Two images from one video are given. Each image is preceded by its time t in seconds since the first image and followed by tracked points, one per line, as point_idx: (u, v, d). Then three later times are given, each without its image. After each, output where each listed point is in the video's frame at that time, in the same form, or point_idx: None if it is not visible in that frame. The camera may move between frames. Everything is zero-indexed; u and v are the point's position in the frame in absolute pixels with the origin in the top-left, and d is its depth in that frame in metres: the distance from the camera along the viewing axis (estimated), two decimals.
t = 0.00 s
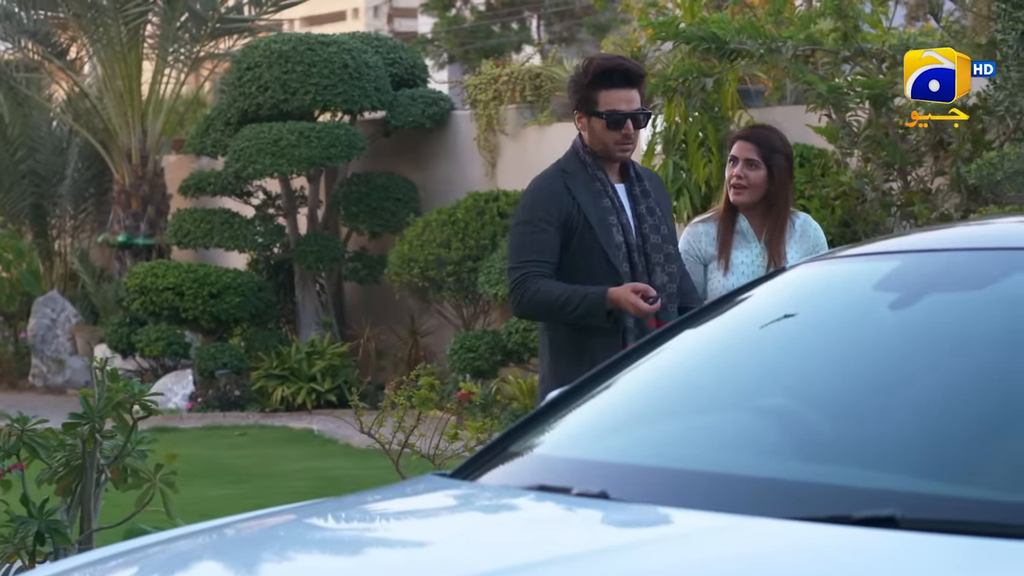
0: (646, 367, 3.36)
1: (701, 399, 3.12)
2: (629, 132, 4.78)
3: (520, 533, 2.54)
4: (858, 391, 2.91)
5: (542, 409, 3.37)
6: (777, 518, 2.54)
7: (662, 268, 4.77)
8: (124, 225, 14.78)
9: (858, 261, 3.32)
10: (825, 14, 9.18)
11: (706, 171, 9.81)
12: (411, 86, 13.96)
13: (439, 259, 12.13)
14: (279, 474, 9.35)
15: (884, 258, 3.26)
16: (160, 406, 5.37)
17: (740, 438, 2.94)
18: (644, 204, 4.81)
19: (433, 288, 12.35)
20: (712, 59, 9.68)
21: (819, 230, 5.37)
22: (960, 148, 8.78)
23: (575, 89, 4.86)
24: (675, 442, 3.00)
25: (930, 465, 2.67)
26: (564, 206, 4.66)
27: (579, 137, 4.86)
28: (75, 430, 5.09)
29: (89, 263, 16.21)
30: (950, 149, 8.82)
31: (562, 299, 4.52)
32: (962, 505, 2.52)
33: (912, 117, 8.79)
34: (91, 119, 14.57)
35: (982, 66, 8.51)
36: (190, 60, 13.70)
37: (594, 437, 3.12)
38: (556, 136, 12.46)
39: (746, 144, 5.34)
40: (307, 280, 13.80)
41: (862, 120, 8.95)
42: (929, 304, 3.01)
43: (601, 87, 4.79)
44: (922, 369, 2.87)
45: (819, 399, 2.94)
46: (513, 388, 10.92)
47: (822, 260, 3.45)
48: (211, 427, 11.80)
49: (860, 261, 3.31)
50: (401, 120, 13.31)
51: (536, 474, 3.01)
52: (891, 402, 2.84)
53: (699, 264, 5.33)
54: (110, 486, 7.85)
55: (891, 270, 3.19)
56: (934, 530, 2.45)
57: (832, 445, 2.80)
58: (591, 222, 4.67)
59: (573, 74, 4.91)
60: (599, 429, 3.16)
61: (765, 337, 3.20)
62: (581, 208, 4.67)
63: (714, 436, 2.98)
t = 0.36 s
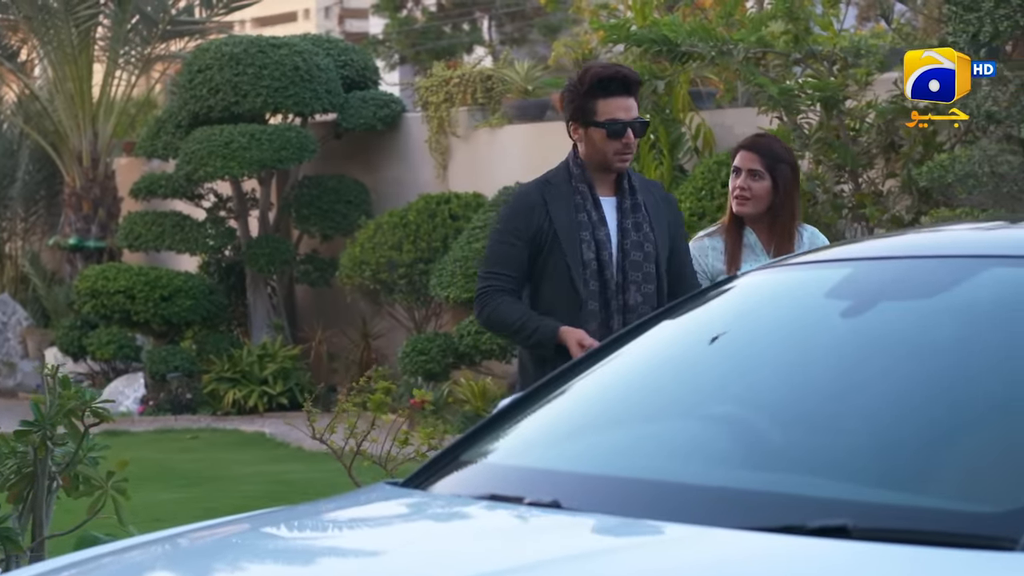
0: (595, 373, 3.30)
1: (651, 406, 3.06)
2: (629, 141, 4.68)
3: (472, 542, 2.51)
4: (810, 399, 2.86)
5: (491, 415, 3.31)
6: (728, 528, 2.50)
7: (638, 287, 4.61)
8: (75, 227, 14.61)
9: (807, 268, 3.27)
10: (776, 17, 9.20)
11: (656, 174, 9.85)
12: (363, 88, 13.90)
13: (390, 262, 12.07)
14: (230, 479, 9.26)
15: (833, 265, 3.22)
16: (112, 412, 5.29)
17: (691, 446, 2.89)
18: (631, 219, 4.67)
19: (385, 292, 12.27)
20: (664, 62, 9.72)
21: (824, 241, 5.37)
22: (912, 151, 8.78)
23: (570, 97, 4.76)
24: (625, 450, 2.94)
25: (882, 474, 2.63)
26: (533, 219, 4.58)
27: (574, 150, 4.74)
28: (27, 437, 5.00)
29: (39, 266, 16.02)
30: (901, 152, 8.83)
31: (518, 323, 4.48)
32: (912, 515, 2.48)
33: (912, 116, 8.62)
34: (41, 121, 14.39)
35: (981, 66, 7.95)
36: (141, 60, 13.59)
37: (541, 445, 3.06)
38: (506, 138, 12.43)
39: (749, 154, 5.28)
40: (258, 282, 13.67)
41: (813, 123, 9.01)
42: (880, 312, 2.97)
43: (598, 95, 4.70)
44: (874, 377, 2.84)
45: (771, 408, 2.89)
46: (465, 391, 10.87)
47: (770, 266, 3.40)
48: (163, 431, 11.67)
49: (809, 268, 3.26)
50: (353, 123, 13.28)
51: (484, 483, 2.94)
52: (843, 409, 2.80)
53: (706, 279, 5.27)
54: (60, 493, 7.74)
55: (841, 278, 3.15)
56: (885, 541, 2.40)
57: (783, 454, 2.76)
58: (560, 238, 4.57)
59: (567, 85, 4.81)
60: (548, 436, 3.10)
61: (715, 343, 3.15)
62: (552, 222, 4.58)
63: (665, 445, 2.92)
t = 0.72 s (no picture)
0: (545, 380, 3.24)
1: (599, 413, 3.01)
2: (615, 132, 4.61)
3: (423, 551, 2.46)
4: (759, 407, 2.81)
5: (442, 422, 3.26)
6: (674, 537, 2.44)
7: (611, 282, 4.53)
8: (24, 231, 14.43)
9: (756, 275, 3.22)
10: (726, 20, 9.18)
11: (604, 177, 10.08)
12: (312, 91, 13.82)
13: (340, 265, 11.98)
14: (179, 483, 9.14)
15: (782, 272, 3.17)
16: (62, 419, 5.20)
17: (638, 453, 2.83)
18: (609, 213, 4.58)
19: (335, 294, 12.21)
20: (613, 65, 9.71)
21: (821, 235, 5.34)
22: (862, 153, 8.77)
23: (558, 87, 4.73)
24: (576, 457, 2.88)
25: (831, 480, 2.56)
26: (510, 208, 4.53)
27: (560, 139, 4.69)
28: None
29: None
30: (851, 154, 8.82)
31: (486, 308, 4.43)
32: (859, 522, 2.41)
33: (912, 115, 8.22)
34: None
35: (981, 66, 7.78)
36: (91, 63, 13.45)
37: (489, 453, 3.00)
38: (457, 142, 12.37)
39: (745, 148, 5.24)
40: (207, 285, 13.54)
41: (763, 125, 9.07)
42: (830, 320, 2.92)
43: (586, 83, 4.67)
44: (823, 384, 2.78)
45: (723, 415, 2.83)
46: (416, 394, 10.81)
47: (722, 274, 3.35)
48: (113, 436, 11.52)
49: (757, 275, 3.21)
50: (304, 126, 13.21)
51: (434, 493, 2.88)
52: (792, 416, 2.74)
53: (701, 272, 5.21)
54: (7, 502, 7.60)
55: (791, 285, 3.09)
56: (838, 549, 2.33)
57: (730, 462, 2.70)
58: (534, 228, 4.51)
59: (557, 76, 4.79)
60: (495, 444, 3.04)
61: (664, 350, 3.10)
62: (528, 211, 4.52)
63: (615, 452, 2.86)
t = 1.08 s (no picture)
0: (502, 389, 3.18)
1: (557, 420, 2.95)
2: (556, 133, 4.46)
3: (381, 560, 2.42)
4: (714, 414, 2.74)
5: (402, 429, 3.22)
6: (629, 546, 2.40)
7: (576, 295, 4.42)
8: None
9: (712, 282, 3.15)
10: (682, 23, 9.20)
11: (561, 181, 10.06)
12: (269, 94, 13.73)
13: (298, 268, 11.92)
14: (138, 487, 9.05)
15: (737, 280, 3.09)
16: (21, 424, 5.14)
17: (594, 462, 2.78)
18: (571, 223, 4.47)
19: (292, 297, 12.13)
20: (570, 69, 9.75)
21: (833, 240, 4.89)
22: (818, 156, 8.81)
23: (499, 92, 4.60)
24: (533, 466, 2.83)
25: (786, 488, 2.50)
26: (468, 223, 4.43)
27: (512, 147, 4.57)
28: None
29: None
30: (807, 157, 8.84)
31: (449, 330, 4.36)
32: (812, 531, 2.36)
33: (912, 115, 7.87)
34: None
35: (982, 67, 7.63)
36: (47, 66, 13.32)
37: (446, 462, 2.96)
38: (414, 145, 12.33)
39: (742, 150, 4.87)
40: (165, 288, 13.44)
41: (719, 129, 9.04)
42: (785, 327, 2.85)
43: (522, 88, 4.52)
44: (779, 390, 2.72)
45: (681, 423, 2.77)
46: (374, 397, 10.77)
47: (678, 281, 3.27)
48: (70, 439, 11.42)
49: (714, 282, 3.14)
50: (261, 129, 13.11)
51: (391, 503, 2.84)
52: (747, 423, 2.68)
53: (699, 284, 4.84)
54: None
55: (748, 293, 3.01)
56: (793, 559, 2.29)
57: (686, 471, 2.64)
58: (494, 243, 4.40)
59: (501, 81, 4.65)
60: (451, 454, 2.99)
61: (621, 357, 3.04)
62: (486, 226, 4.42)
63: (572, 461, 2.81)
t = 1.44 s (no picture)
0: (467, 397, 3.15)
1: (524, 428, 2.93)
2: (476, 135, 4.21)
3: (350, 569, 2.39)
4: (681, 423, 2.72)
5: (370, 438, 3.19)
6: (598, 555, 2.38)
7: (523, 297, 4.15)
8: None
9: (679, 290, 3.13)
10: (648, 27, 9.22)
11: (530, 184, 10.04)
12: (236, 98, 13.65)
13: (264, 272, 11.85)
14: (105, 492, 8.97)
15: (704, 288, 3.07)
16: None
17: (560, 471, 2.76)
18: (507, 224, 4.21)
19: (259, 302, 12.06)
20: (537, 73, 9.75)
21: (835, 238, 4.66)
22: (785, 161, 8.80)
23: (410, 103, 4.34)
24: (500, 474, 2.81)
25: (754, 496, 2.48)
26: (405, 232, 4.09)
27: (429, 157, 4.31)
28: None
29: None
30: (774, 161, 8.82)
31: (396, 345, 4.01)
32: (780, 542, 2.33)
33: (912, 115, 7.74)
34: None
35: (981, 66, 7.56)
36: (12, 70, 12.87)
37: (413, 470, 2.93)
38: (381, 150, 12.30)
39: (735, 150, 4.71)
40: (132, 292, 13.32)
41: (686, 133, 9.01)
42: (752, 335, 2.82)
43: (436, 94, 4.27)
44: (747, 397, 2.70)
45: (649, 432, 2.75)
46: (341, 402, 10.72)
47: (645, 288, 3.25)
48: (36, 444, 11.31)
49: (680, 290, 3.12)
50: (227, 132, 13.03)
51: (358, 512, 2.81)
52: (715, 430, 2.66)
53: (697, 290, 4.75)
54: None
55: (716, 300, 2.99)
56: (762, 568, 2.27)
57: (653, 480, 2.62)
58: (434, 250, 4.08)
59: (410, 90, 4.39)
60: (418, 463, 2.96)
61: (587, 366, 3.01)
62: (424, 233, 4.10)
63: (539, 470, 2.79)
